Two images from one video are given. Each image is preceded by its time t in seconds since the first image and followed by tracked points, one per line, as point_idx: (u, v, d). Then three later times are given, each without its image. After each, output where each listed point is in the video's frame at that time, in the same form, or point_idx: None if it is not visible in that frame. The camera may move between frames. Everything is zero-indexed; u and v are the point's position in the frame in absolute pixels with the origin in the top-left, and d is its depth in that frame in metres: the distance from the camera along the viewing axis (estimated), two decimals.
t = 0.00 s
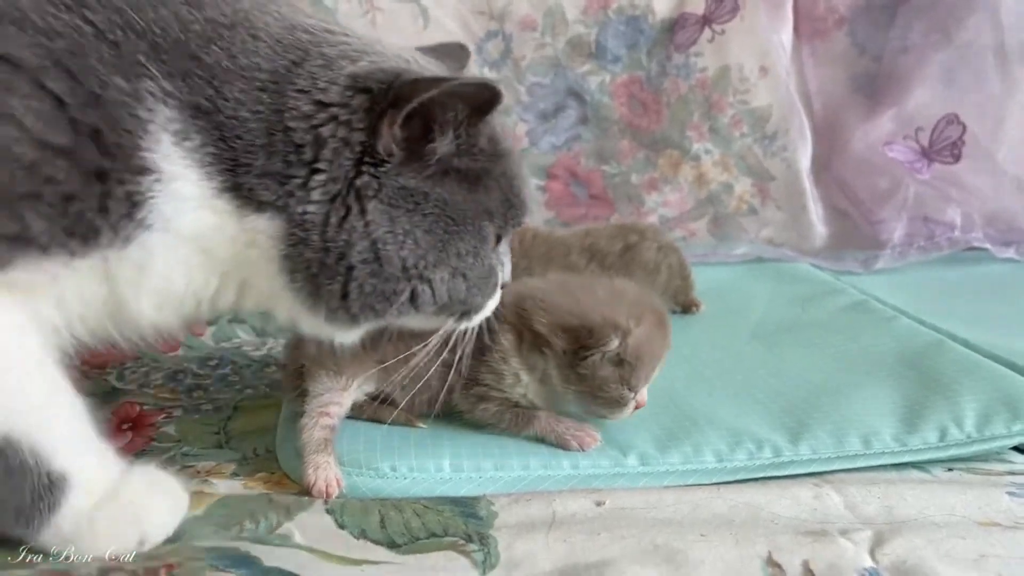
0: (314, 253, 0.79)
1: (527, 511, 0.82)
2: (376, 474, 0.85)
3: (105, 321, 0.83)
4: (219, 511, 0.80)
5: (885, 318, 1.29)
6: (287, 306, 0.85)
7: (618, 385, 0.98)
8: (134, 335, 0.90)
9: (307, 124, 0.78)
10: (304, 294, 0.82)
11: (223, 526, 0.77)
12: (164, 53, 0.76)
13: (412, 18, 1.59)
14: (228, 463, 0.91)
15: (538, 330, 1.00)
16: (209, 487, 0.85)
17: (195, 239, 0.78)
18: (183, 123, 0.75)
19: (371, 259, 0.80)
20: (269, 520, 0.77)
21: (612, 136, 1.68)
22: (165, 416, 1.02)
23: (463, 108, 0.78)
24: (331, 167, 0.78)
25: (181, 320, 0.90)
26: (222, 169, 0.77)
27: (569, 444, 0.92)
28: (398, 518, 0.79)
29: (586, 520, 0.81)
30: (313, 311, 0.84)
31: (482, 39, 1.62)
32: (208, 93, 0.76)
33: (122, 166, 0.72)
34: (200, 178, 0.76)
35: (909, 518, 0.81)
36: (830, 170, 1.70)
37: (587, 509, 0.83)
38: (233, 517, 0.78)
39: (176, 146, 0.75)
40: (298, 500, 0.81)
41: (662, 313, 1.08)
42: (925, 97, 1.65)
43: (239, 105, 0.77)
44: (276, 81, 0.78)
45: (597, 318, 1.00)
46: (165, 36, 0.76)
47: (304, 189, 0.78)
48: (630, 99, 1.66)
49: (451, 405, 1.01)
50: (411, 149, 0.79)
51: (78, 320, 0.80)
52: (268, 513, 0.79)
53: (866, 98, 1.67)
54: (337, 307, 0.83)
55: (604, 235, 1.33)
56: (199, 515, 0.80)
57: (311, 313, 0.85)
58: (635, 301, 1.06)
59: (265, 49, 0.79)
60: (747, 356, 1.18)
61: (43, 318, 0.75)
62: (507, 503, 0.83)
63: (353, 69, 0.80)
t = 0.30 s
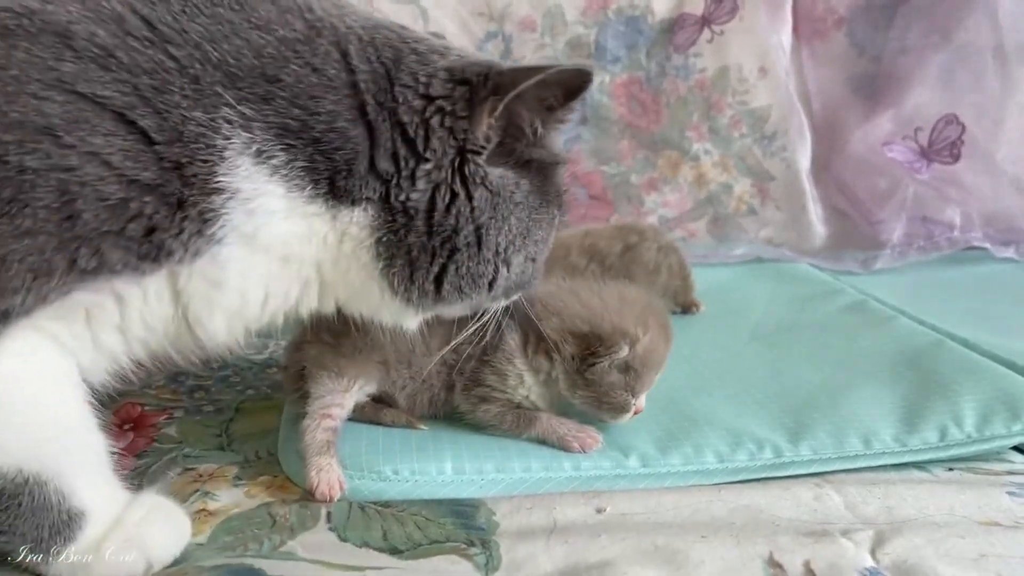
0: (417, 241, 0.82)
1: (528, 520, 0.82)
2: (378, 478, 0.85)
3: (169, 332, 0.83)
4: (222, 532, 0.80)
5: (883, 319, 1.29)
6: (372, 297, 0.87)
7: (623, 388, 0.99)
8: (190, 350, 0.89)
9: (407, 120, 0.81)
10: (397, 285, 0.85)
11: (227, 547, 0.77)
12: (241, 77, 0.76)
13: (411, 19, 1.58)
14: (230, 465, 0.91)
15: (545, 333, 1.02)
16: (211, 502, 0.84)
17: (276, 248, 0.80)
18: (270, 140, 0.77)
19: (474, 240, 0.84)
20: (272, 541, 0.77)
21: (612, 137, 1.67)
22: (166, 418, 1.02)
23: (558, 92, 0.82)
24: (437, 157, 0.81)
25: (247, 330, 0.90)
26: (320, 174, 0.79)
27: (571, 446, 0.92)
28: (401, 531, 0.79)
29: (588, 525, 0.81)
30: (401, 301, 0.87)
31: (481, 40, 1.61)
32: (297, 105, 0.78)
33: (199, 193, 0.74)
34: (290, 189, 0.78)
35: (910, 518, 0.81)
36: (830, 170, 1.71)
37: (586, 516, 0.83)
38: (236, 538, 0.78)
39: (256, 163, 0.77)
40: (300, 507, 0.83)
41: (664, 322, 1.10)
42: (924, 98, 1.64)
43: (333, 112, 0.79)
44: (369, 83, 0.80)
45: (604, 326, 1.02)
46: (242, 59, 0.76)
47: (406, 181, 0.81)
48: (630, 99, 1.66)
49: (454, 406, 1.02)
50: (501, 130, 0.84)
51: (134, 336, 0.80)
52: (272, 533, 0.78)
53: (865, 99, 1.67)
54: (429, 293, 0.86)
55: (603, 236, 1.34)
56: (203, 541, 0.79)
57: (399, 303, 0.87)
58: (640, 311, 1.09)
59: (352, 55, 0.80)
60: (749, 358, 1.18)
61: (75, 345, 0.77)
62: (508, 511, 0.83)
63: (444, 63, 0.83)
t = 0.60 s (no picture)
0: (421, 230, 0.82)
1: (527, 522, 0.81)
2: (377, 479, 0.85)
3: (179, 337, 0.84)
4: (221, 537, 0.80)
5: (881, 318, 1.28)
6: (382, 297, 0.87)
7: (620, 387, 0.99)
8: (200, 357, 0.91)
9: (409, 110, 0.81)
10: (404, 280, 0.84)
11: (226, 553, 0.77)
12: (247, 81, 0.76)
13: (408, 19, 1.57)
14: (229, 466, 0.91)
15: (542, 334, 1.01)
16: (209, 506, 0.84)
17: (278, 253, 0.81)
18: (274, 141, 0.77)
19: (478, 226, 0.83)
20: (271, 545, 0.77)
21: (610, 137, 1.67)
22: (164, 418, 1.02)
23: (553, 68, 0.84)
24: (435, 141, 0.81)
25: (261, 336, 0.91)
26: (324, 170, 0.79)
27: (570, 446, 0.92)
28: (399, 534, 0.79)
29: (587, 527, 0.81)
30: (407, 297, 0.86)
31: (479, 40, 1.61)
32: (300, 102, 0.78)
33: (208, 200, 0.74)
34: (294, 190, 0.78)
35: (909, 518, 0.81)
36: (828, 169, 1.70)
37: (585, 518, 0.83)
38: (236, 543, 0.78)
39: (262, 165, 0.77)
40: (299, 511, 0.82)
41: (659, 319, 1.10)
42: (922, 97, 1.64)
43: (335, 106, 0.78)
44: (372, 77, 0.81)
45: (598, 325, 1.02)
46: (247, 63, 0.76)
47: (408, 172, 0.81)
48: (628, 99, 1.65)
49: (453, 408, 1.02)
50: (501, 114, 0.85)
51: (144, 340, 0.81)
52: (271, 537, 0.78)
53: (864, 98, 1.67)
54: (438, 287, 0.85)
55: (601, 236, 1.34)
56: (202, 547, 0.79)
57: (409, 301, 0.87)
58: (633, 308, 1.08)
59: (355, 51, 0.81)
60: (749, 358, 1.18)
61: (83, 353, 0.78)
62: (507, 514, 0.83)
63: (443, 53, 0.84)
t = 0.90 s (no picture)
0: (440, 225, 0.82)
1: (524, 524, 0.81)
2: (374, 481, 0.86)
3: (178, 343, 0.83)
4: (216, 541, 0.79)
5: (880, 318, 1.28)
6: (377, 298, 0.86)
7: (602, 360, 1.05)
8: (198, 363, 0.89)
9: (424, 104, 0.82)
10: (412, 278, 0.83)
11: (221, 558, 0.76)
12: (252, 83, 0.76)
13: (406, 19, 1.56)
14: (225, 468, 0.91)
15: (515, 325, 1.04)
16: (204, 509, 0.84)
17: (278, 255, 0.79)
18: (282, 141, 0.76)
19: (497, 224, 0.84)
20: (267, 549, 0.77)
21: (607, 136, 1.67)
22: (159, 420, 1.02)
23: (565, 72, 0.89)
24: (459, 136, 0.83)
25: (258, 343, 0.90)
26: (334, 168, 0.78)
27: (567, 447, 0.92)
28: (395, 537, 0.79)
29: (585, 529, 0.80)
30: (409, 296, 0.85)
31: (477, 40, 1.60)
32: (309, 102, 0.77)
33: (209, 204, 0.73)
34: (301, 188, 0.78)
35: (908, 519, 0.81)
36: (827, 169, 1.70)
37: (582, 519, 0.82)
38: (231, 547, 0.77)
39: (268, 165, 0.76)
40: (295, 514, 0.82)
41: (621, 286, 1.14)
42: (920, 96, 1.64)
43: (347, 101, 0.78)
44: (385, 71, 0.81)
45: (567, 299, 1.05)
46: (252, 65, 0.76)
47: (426, 166, 0.81)
48: (625, 99, 1.65)
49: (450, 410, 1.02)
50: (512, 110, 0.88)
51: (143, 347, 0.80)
52: (266, 541, 0.78)
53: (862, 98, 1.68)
54: (446, 285, 0.85)
55: (598, 236, 1.35)
56: (197, 551, 0.78)
57: (410, 301, 0.86)
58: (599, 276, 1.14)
59: (366, 48, 0.81)
60: (748, 358, 1.18)
61: (84, 362, 0.77)
62: (504, 516, 0.83)
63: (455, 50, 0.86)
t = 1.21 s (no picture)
0: (428, 215, 0.82)
1: (524, 524, 0.81)
2: (373, 482, 0.85)
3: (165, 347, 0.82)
4: (214, 542, 0.79)
5: (879, 318, 1.28)
6: (372, 293, 0.86)
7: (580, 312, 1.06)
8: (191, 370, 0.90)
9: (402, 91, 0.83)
10: (405, 270, 0.83)
11: (220, 559, 0.76)
12: (235, 83, 0.76)
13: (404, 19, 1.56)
14: (223, 469, 0.91)
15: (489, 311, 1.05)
16: (203, 510, 0.84)
17: (268, 260, 0.79)
18: (266, 142, 0.77)
19: (483, 209, 0.85)
20: (265, 551, 0.76)
21: (605, 136, 1.67)
22: (158, 420, 1.02)
23: (540, 49, 0.91)
24: (440, 122, 0.83)
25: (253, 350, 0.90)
26: (319, 165, 0.78)
27: (567, 445, 0.92)
28: (394, 538, 0.79)
29: (584, 529, 0.80)
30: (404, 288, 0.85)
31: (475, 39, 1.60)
32: (291, 101, 0.77)
33: (193, 208, 0.73)
34: (288, 190, 0.77)
35: (906, 518, 0.81)
36: (825, 169, 1.71)
37: (581, 520, 0.82)
38: (229, 549, 0.77)
39: (254, 167, 0.76)
40: (294, 515, 0.82)
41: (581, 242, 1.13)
42: (918, 95, 1.63)
43: (329, 95, 0.78)
44: (360, 60, 0.81)
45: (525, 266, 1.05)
46: (234, 66, 0.76)
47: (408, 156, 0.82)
48: (623, 98, 1.65)
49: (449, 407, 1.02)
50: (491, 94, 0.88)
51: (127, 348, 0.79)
52: (265, 542, 0.78)
53: (860, 97, 1.68)
54: (439, 275, 0.85)
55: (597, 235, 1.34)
56: (196, 553, 0.78)
57: (405, 293, 0.86)
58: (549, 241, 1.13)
59: (346, 43, 0.81)
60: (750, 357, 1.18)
61: (75, 364, 0.77)
62: (503, 516, 0.83)
63: (430, 37, 0.87)
